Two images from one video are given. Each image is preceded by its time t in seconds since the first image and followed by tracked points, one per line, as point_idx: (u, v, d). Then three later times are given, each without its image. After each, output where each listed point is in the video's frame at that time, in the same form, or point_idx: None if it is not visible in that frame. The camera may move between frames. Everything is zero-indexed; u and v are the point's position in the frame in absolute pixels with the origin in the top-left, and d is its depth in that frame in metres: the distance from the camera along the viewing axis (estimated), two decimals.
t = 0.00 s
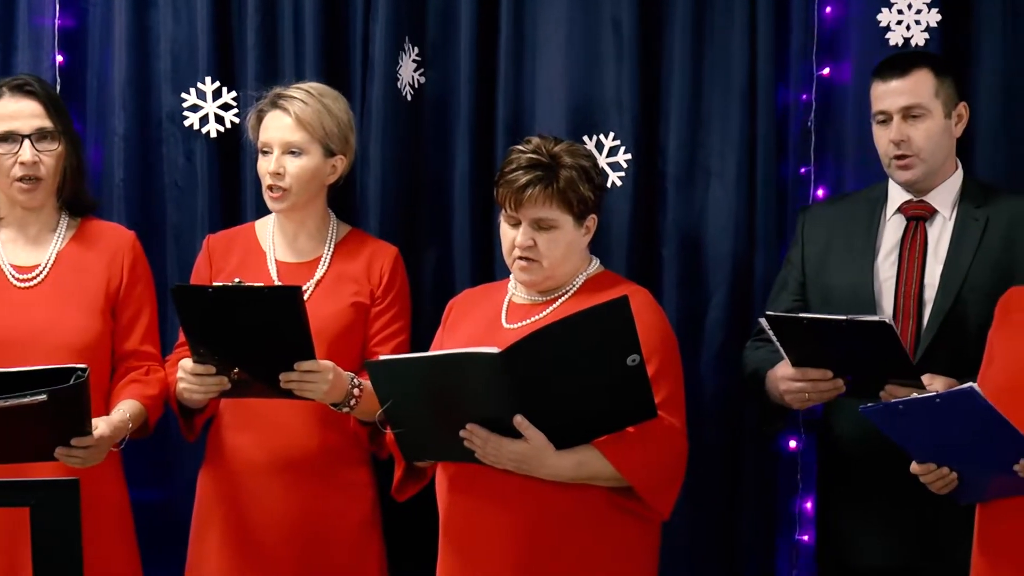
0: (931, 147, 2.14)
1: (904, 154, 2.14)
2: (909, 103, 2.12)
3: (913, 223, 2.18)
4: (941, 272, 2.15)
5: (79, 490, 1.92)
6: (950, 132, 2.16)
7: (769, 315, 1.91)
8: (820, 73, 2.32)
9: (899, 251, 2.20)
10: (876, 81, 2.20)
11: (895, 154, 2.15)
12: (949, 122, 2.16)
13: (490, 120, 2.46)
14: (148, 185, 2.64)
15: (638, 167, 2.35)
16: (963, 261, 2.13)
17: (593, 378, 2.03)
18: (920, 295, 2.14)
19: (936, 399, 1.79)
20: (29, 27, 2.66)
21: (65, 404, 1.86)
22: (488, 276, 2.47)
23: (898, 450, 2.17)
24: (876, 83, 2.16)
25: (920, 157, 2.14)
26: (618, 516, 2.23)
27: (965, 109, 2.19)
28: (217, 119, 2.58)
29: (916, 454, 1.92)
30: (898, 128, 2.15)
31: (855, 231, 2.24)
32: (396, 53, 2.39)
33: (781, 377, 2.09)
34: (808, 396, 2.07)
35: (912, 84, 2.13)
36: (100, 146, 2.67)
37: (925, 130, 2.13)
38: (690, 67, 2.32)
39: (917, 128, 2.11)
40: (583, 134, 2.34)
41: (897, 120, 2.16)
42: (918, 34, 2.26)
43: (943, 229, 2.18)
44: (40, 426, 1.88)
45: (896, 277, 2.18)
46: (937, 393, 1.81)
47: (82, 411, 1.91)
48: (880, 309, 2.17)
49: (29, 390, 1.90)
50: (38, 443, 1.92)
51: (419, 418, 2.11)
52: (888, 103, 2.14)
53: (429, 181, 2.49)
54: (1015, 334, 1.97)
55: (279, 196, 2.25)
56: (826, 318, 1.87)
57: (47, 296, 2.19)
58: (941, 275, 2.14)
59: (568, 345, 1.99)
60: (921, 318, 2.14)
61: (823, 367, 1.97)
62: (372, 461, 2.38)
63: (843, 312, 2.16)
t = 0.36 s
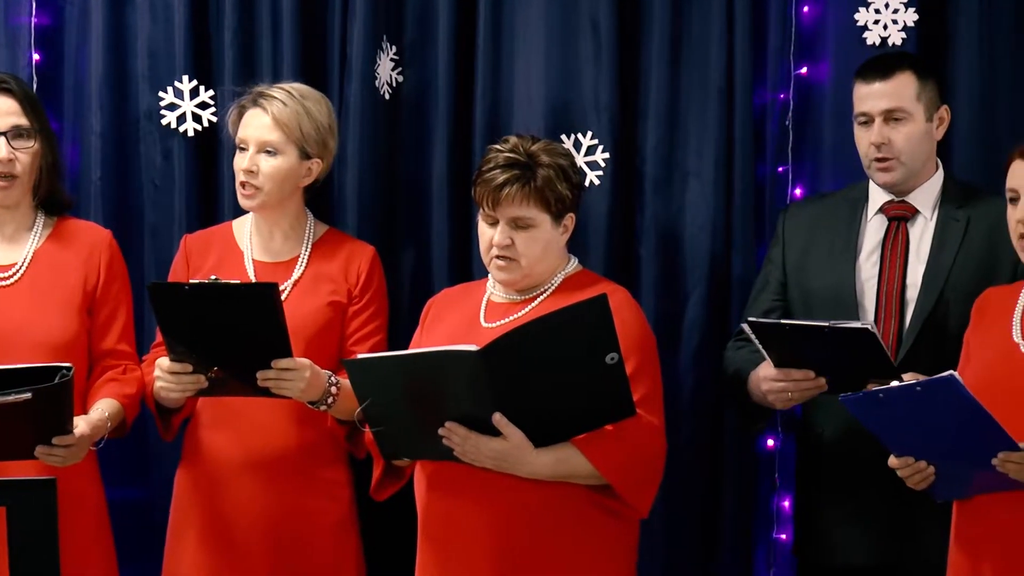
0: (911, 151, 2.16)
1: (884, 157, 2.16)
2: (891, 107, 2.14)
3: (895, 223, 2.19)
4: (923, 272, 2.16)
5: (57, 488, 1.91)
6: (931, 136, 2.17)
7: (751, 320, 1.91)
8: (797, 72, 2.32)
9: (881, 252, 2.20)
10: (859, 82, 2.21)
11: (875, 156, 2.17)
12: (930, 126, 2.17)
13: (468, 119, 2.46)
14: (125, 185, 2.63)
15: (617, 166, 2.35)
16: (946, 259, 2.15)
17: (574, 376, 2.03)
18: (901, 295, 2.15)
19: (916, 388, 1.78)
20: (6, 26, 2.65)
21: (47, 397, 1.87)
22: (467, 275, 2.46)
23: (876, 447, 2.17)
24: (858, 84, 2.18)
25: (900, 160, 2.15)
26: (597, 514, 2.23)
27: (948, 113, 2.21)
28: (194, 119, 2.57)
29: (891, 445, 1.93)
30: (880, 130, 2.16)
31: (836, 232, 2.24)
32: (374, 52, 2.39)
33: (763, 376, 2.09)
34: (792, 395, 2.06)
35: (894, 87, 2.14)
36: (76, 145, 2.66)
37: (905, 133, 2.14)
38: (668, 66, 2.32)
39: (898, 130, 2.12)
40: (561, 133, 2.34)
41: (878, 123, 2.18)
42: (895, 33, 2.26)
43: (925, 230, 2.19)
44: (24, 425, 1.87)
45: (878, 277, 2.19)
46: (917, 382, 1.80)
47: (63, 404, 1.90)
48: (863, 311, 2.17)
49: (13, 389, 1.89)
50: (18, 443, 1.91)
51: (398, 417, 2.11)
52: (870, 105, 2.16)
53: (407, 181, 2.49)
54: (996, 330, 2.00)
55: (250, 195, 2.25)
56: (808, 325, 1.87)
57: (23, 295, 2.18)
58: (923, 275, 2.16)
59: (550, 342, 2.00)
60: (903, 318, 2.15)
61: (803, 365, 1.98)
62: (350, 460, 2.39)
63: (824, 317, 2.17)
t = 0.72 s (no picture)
0: (891, 147, 2.16)
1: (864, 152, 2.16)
2: (873, 102, 2.14)
3: (870, 221, 2.20)
4: (897, 270, 2.17)
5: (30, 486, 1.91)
6: (910, 133, 2.18)
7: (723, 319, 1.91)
8: (774, 72, 2.32)
9: (856, 249, 2.21)
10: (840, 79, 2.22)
11: (856, 152, 2.17)
12: (909, 123, 2.18)
13: (444, 118, 2.45)
14: (100, 184, 2.63)
15: (593, 166, 2.34)
16: (921, 256, 2.16)
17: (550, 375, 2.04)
18: (876, 292, 2.16)
19: (888, 397, 1.78)
20: None
21: (13, 390, 1.86)
22: (443, 275, 2.46)
23: (850, 446, 2.18)
24: (839, 80, 2.18)
25: (880, 158, 2.16)
26: (572, 513, 2.24)
27: (926, 111, 2.22)
28: (170, 117, 2.57)
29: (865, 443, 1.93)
30: (860, 126, 2.17)
31: (812, 229, 2.24)
32: (350, 51, 2.39)
33: (738, 375, 2.10)
34: (767, 393, 2.07)
35: (875, 83, 2.15)
36: (52, 144, 2.65)
37: (886, 129, 2.15)
38: (644, 65, 2.32)
39: (879, 126, 2.13)
40: (538, 132, 2.34)
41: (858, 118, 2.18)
42: (870, 33, 2.26)
43: (899, 228, 2.20)
44: None
45: (852, 276, 2.19)
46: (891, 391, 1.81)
47: (31, 400, 1.90)
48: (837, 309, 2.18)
49: None
50: None
51: (374, 415, 2.12)
52: (851, 100, 2.17)
53: (384, 180, 2.49)
54: (973, 331, 2.01)
55: (233, 202, 2.26)
56: (781, 324, 1.87)
57: None
58: (896, 273, 2.17)
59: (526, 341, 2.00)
60: (877, 316, 2.16)
61: (777, 364, 1.99)
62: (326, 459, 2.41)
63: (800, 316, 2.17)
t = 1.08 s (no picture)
0: (869, 148, 2.17)
1: (843, 154, 2.17)
2: (851, 104, 2.14)
3: (848, 220, 2.21)
4: (874, 268, 2.18)
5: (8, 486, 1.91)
6: (889, 134, 2.19)
7: (700, 309, 1.93)
8: (751, 71, 2.34)
9: (834, 248, 2.21)
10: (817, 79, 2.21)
11: (834, 153, 2.17)
12: (887, 124, 2.18)
13: (422, 117, 2.45)
14: (78, 183, 2.63)
15: (572, 165, 2.35)
16: (898, 254, 2.17)
17: (530, 374, 2.04)
18: (854, 291, 2.17)
19: (853, 402, 1.81)
20: None
21: None
22: (422, 274, 2.46)
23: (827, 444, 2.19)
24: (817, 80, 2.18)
25: (858, 160, 2.17)
26: (551, 512, 2.25)
27: (904, 112, 2.22)
28: (148, 116, 2.58)
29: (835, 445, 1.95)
30: (839, 128, 2.17)
31: (789, 229, 2.25)
32: (329, 50, 2.39)
33: (715, 371, 2.11)
34: (743, 389, 2.08)
35: (853, 84, 2.15)
36: (29, 143, 2.65)
37: (864, 131, 2.15)
38: (623, 64, 2.33)
39: (858, 129, 2.13)
40: (516, 131, 2.34)
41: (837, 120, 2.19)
42: (848, 33, 2.27)
43: (877, 226, 2.21)
44: None
45: (831, 273, 2.20)
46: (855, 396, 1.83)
47: (14, 401, 1.90)
48: (815, 305, 2.19)
49: None
50: None
51: (354, 414, 2.12)
52: (829, 103, 2.17)
53: (361, 179, 2.47)
54: (951, 333, 2.03)
55: (214, 204, 2.26)
56: (757, 313, 1.88)
57: None
58: (874, 272, 2.17)
59: (506, 338, 2.00)
60: (856, 313, 2.17)
61: (755, 359, 1.99)
62: (305, 458, 2.41)
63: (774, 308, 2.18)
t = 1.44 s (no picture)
0: (853, 160, 2.19)
1: (826, 166, 2.18)
2: (836, 119, 2.15)
3: (828, 221, 2.22)
4: (854, 270, 2.19)
5: None
6: (870, 143, 2.21)
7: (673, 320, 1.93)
8: (727, 71, 2.35)
9: (813, 248, 2.23)
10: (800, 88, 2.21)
11: (817, 165, 2.19)
12: (870, 134, 2.20)
13: (399, 117, 2.44)
14: (54, 182, 2.62)
15: (550, 165, 2.35)
16: (877, 257, 2.18)
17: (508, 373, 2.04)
18: (832, 292, 2.18)
19: (828, 394, 1.82)
20: None
21: None
22: (399, 274, 2.46)
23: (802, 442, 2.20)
24: (799, 91, 2.18)
25: (841, 171, 2.19)
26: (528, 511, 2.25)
27: (886, 119, 2.23)
28: (124, 116, 2.57)
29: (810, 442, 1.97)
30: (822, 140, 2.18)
31: (768, 228, 2.26)
32: (305, 49, 2.38)
33: (690, 375, 2.12)
34: (719, 391, 2.09)
35: (836, 98, 2.16)
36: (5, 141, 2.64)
37: (848, 144, 2.17)
38: (600, 63, 2.33)
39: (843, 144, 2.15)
40: (493, 131, 2.34)
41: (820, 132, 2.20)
42: (825, 32, 2.28)
43: (856, 228, 2.23)
44: None
45: (809, 274, 2.21)
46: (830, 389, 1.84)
47: None
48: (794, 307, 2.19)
49: None
50: None
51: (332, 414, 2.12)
52: (813, 116, 2.17)
53: (339, 182, 2.47)
54: (926, 331, 2.04)
55: (191, 203, 2.24)
56: (731, 322, 1.89)
57: None
58: (853, 273, 2.19)
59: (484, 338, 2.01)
60: (834, 314, 2.18)
61: (730, 363, 2.00)
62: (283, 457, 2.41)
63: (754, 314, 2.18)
